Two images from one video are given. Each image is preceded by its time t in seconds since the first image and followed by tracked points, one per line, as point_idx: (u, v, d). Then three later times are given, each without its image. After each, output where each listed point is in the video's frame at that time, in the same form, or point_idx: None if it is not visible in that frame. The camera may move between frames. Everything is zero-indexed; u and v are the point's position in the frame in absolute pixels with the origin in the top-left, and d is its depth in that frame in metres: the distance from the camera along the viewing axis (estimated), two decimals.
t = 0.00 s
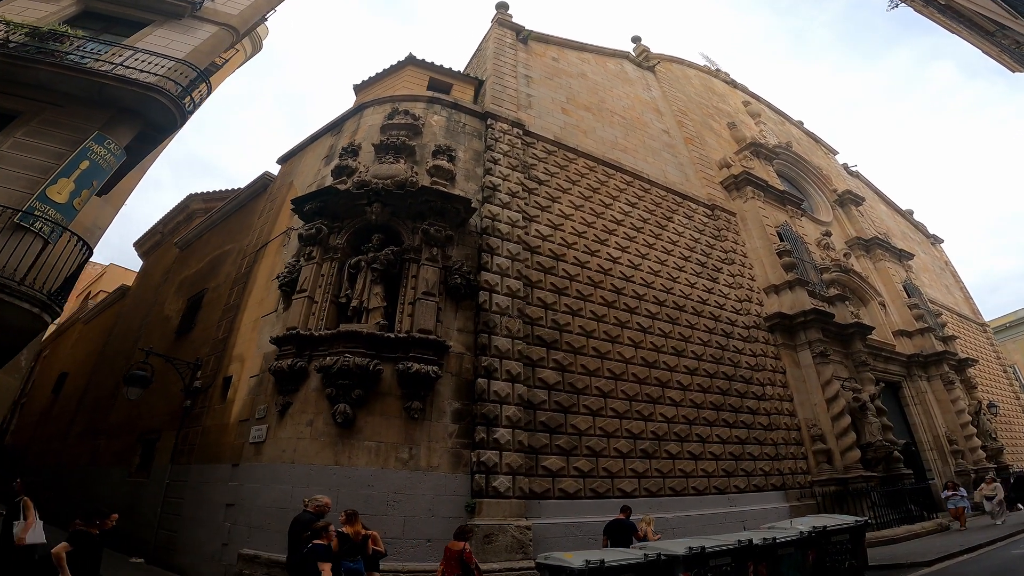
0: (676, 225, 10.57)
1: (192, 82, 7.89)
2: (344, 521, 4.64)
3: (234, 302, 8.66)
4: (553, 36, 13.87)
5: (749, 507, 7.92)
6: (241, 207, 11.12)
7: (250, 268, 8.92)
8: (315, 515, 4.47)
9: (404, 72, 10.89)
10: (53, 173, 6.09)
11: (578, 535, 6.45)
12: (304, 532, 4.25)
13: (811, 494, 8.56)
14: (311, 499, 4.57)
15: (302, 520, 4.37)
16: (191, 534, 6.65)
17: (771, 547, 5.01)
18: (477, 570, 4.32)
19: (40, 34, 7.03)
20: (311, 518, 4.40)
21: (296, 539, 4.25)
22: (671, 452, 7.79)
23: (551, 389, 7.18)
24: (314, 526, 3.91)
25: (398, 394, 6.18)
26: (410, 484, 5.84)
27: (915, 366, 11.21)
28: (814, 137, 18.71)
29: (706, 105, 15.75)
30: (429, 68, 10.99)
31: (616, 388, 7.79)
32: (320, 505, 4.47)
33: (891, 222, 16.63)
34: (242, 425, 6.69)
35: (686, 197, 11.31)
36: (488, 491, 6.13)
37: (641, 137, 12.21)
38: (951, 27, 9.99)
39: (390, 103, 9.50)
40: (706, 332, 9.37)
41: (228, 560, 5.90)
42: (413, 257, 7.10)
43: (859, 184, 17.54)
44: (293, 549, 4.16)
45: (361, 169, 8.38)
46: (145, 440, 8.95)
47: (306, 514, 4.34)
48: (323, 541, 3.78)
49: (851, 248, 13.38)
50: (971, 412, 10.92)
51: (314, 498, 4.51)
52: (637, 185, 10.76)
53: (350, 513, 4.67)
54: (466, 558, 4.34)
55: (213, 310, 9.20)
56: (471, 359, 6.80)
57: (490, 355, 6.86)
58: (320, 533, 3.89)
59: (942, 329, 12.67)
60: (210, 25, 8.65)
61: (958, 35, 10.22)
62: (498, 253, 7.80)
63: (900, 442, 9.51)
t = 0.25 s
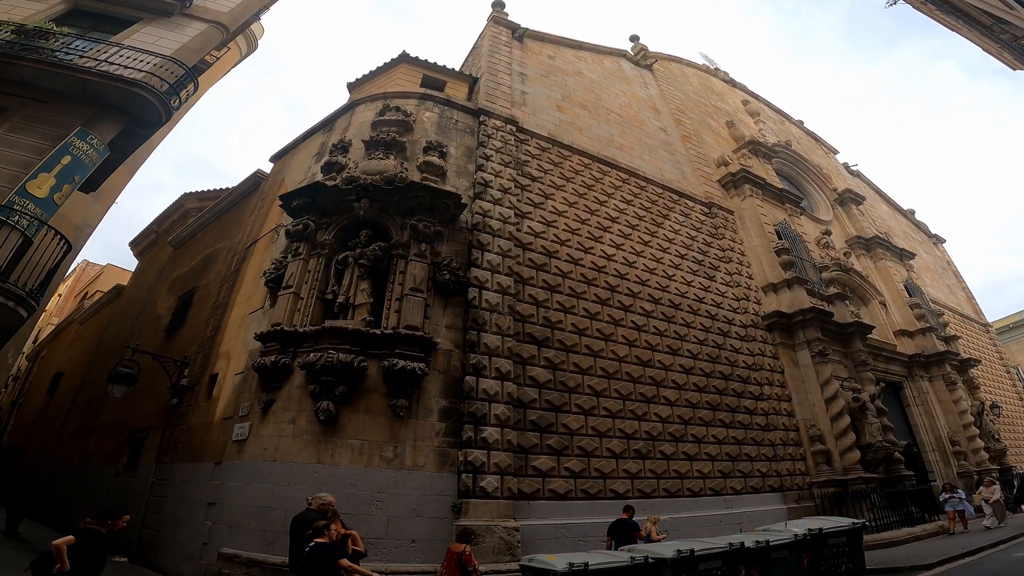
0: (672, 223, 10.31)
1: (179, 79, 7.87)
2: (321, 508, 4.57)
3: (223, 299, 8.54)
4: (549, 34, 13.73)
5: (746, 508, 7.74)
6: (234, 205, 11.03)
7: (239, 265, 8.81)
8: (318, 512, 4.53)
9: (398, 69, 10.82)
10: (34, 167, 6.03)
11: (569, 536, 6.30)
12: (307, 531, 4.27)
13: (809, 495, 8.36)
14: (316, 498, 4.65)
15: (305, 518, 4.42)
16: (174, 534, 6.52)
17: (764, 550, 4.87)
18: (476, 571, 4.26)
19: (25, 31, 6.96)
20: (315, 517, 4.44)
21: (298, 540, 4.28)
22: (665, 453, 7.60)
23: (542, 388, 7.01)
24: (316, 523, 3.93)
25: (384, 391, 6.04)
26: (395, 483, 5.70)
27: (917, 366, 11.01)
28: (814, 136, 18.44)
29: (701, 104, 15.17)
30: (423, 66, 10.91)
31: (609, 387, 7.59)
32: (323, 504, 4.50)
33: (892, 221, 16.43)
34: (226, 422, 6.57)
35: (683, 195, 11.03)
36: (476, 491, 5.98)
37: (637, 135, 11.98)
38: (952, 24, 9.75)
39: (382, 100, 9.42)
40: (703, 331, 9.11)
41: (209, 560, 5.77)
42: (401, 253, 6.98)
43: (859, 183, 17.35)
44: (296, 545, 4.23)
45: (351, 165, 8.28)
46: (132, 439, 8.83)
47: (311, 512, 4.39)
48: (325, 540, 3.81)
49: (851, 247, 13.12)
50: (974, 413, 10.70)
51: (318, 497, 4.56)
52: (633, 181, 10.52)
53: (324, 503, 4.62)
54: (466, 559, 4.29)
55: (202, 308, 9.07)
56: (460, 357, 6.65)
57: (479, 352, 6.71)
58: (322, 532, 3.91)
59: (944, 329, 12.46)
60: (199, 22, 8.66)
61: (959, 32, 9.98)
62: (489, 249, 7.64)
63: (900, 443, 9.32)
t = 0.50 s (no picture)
0: (671, 221, 10.01)
1: (167, 77, 7.73)
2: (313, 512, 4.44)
3: (213, 298, 8.44)
4: (546, 32, 13.57)
5: (744, 511, 7.58)
6: (228, 204, 10.94)
7: (230, 263, 8.71)
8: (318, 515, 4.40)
9: (392, 67, 10.72)
10: (17, 164, 5.95)
11: (560, 540, 6.15)
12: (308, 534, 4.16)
13: (810, 498, 8.17)
14: (315, 501, 4.52)
15: (307, 521, 4.30)
16: (158, 534, 6.41)
17: (759, 556, 4.71)
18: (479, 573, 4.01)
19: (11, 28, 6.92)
20: (315, 520, 4.31)
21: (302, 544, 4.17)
22: (661, 454, 7.42)
23: (535, 388, 6.83)
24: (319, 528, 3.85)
25: (371, 390, 5.91)
26: (381, 484, 5.56)
27: (920, 367, 10.79)
28: (816, 135, 18.19)
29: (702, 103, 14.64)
30: (418, 64, 10.82)
31: (604, 387, 7.39)
32: (323, 507, 4.37)
33: (895, 221, 16.20)
34: (211, 421, 6.46)
35: (682, 193, 10.74)
36: (464, 492, 5.83)
37: (635, 132, 11.75)
38: (952, 22, 9.53)
39: (376, 97, 9.31)
40: (702, 330, 8.86)
41: (191, 561, 5.65)
42: (391, 250, 6.85)
43: (861, 183, 17.13)
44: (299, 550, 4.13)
45: (342, 162, 8.17)
46: (122, 438, 8.74)
47: (313, 517, 4.26)
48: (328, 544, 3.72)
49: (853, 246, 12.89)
50: (979, 414, 10.48)
51: (317, 500, 4.45)
52: (630, 179, 10.21)
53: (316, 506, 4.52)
54: (467, 562, 4.03)
55: (193, 307, 8.98)
56: (450, 356, 6.51)
57: (470, 351, 6.55)
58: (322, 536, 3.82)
59: (948, 329, 12.24)
60: (190, 20, 8.60)
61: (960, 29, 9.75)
62: (481, 247, 7.47)
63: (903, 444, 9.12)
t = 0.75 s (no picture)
0: (668, 220, 9.78)
1: (155, 76, 7.72)
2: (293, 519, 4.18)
3: (202, 297, 8.36)
4: (543, 31, 13.45)
5: (740, 515, 7.40)
6: (221, 204, 10.87)
7: (220, 263, 8.63)
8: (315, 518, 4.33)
9: (386, 66, 10.67)
10: None
11: (549, 544, 5.99)
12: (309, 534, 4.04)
13: (808, 502, 7.98)
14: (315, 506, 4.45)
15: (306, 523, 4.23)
16: (141, 535, 6.31)
17: (750, 562, 4.58)
18: None
19: None
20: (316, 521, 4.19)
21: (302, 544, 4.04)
22: (655, 457, 7.24)
23: (525, 388, 6.66)
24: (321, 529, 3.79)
25: (355, 390, 5.79)
26: (363, 485, 5.43)
27: (922, 369, 10.58)
28: (817, 136, 18.00)
29: (703, 103, 14.35)
30: (412, 63, 10.77)
31: (596, 388, 7.20)
32: (325, 510, 4.31)
33: (897, 222, 16.00)
34: (195, 421, 6.37)
35: (680, 192, 10.44)
36: (450, 494, 5.68)
37: (633, 133, 11.38)
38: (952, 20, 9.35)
39: (367, 96, 9.24)
40: (699, 331, 8.63)
41: (170, 562, 5.54)
42: (378, 248, 6.74)
43: (863, 183, 16.94)
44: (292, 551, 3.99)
45: (332, 161, 8.09)
46: (110, 438, 8.66)
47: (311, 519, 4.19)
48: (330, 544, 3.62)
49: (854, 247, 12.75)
50: (982, 417, 10.28)
51: (318, 504, 4.37)
52: (627, 178, 9.94)
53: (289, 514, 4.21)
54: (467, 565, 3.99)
55: (183, 306, 8.91)
56: (437, 355, 6.37)
57: (458, 351, 6.39)
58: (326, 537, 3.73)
59: (951, 331, 12.03)
60: (179, 20, 8.65)
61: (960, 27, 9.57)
62: (472, 246, 7.32)
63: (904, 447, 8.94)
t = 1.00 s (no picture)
0: (662, 219, 9.62)
1: (141, 75, 7.66)
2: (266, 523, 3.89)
3: (190, 296, 8.28)
4: (539, 31, 13.34)
5: (733, 519, 7.25)
6: (212, 203, 10.78)
7: (208, 261, 8.54)
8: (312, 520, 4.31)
9: (379, 66, 10.61)
10: None
11: (537, 547, 5.86)
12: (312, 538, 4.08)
13: (803, 505, 7.83)
14: (311, 505, 4.44)
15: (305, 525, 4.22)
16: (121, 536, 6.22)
17: (736, 567, 4.52)
18: None
19: None
20: (314, 524, 4.24)
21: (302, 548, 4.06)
22: (646, 460, 7.09)
23: (513, 389, 6.52)
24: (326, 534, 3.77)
25: (338, 389, 5.68)
26: (345, 487, 5.29)
27: (920, 371, 10.44)
28: (815, 136, 17.87)
29: (701, 102, 14.18)
30: (404, 62, 10.71)
31: (586, 389, 7.05)
32: (324, 512, 4.33)
33: (896, 223, 15.86)
34: (177, 420, 6.27)
35: (675, 192, 10.31)
36: (435, 496, 5.55)
37: (628, 133, 11.18)
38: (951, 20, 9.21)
39: (358, 95, 9.17)
40: (692, 332, 8.48)
41: (148, 563, 5.44)
42: (365, 246, 6.64)
43: (861, 185, 16.80)
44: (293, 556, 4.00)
45: (320, 159, 8.01)
46: (96, 438, 8.57)
47: (309, 522, 4.19)
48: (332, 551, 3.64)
49: (851, 248, 12.63)
50: (981, 420, 10.14)
51: (314, 504, 4.36)
52: (622, 177, 9.82)
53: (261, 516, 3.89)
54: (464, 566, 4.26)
55: (171, 305, 8.82)
56: (423, 355, 6.25)
57: (445, 350, 6.26)
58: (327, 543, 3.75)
59: (949, 333, 11.90)
60: (168, 19, 8.60)
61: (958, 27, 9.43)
62: (461, 245, 7.20)
63: (901, 450, 8.80)
